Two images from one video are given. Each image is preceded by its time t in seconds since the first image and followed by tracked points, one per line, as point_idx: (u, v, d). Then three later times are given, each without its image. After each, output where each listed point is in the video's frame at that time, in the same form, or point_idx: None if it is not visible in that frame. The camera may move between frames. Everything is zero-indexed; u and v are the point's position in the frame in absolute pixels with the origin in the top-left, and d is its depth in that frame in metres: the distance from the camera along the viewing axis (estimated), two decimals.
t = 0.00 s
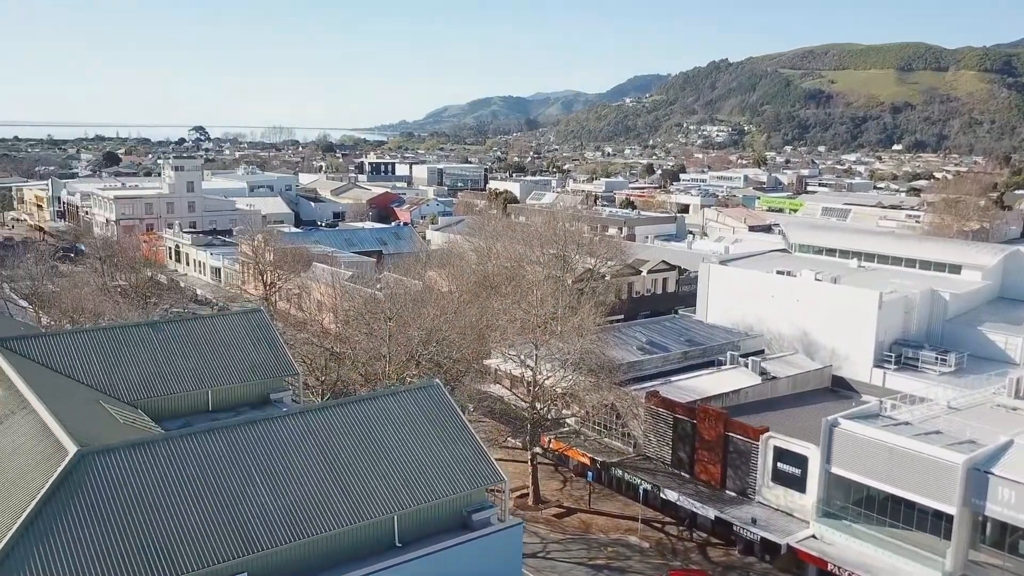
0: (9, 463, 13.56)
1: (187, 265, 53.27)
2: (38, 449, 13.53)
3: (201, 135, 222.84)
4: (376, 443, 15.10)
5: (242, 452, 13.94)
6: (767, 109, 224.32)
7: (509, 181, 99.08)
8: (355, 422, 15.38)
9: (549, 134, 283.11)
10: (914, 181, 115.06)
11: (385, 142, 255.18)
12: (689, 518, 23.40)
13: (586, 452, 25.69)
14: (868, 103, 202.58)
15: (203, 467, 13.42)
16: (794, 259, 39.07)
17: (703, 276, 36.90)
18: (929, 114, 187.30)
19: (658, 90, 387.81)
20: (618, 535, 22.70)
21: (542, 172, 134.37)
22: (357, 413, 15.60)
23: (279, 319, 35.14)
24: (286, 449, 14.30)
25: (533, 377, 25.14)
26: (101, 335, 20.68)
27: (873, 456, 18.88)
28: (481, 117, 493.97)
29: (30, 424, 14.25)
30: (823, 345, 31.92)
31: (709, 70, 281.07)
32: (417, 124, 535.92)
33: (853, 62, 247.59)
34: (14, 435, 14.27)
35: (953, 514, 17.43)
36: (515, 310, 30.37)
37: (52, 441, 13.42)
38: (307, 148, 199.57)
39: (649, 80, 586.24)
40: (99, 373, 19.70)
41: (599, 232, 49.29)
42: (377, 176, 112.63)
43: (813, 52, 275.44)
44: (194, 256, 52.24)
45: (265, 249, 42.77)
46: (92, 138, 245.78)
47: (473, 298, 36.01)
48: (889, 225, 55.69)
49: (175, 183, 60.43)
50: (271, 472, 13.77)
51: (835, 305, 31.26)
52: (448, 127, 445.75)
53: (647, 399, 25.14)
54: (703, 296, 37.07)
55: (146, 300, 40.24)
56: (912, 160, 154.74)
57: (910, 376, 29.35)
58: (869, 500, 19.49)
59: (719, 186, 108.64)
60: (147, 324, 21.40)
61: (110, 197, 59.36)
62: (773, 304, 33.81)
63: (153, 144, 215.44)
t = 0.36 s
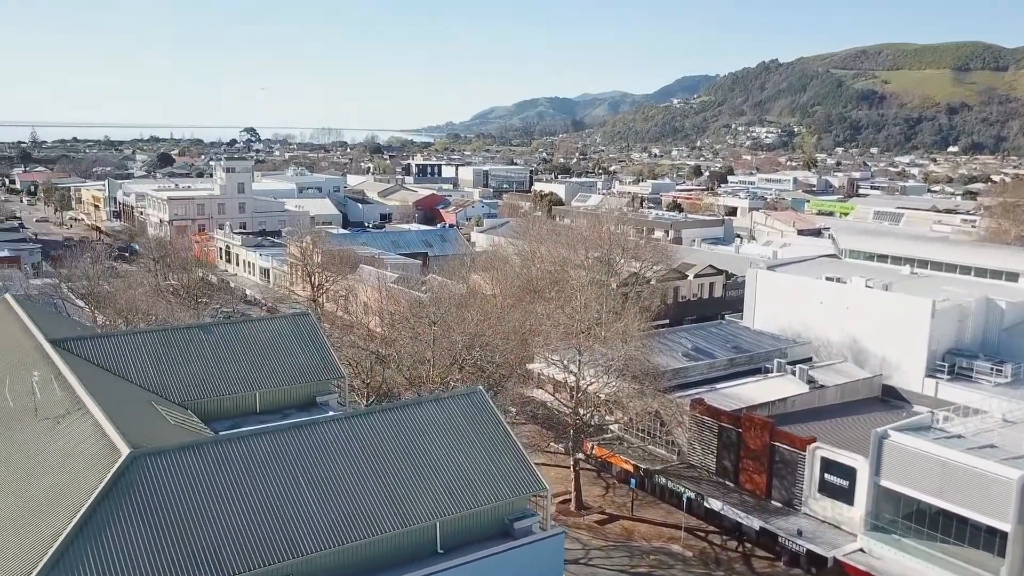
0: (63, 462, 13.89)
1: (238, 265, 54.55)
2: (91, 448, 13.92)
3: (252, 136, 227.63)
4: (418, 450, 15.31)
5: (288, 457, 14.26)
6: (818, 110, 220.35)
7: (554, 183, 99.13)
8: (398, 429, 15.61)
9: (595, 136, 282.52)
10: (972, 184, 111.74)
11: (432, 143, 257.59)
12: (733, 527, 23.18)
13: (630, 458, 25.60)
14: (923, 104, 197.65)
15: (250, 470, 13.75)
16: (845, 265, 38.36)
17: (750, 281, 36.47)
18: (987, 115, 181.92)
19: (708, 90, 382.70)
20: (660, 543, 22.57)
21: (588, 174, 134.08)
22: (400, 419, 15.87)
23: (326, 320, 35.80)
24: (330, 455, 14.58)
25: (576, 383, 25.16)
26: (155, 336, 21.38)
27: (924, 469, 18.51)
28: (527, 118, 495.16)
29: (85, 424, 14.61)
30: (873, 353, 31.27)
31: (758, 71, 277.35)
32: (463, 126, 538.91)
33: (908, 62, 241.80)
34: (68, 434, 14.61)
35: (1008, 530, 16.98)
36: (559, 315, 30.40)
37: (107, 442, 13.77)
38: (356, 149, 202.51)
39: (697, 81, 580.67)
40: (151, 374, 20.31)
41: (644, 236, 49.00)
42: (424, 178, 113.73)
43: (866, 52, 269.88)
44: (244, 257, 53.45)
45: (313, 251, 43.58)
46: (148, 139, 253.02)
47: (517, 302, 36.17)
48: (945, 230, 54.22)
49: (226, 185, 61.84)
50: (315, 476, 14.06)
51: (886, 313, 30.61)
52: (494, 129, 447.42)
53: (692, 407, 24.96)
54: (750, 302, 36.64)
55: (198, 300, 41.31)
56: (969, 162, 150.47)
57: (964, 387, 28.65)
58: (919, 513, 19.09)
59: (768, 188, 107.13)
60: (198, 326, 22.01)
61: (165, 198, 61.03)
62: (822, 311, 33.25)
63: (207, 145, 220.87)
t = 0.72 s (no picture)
0: (121, 463, 14.39)
1: (290, 266, 55.71)
2: (148, 450, 14.35)
3: (307, 138, 232.16)
4: (464, 457, 15.48)
5: (336, 462, 14.54)
6: (876, 111, 215.20)
7: (604, 184, 98.69)
8: (444, 437, 15.82)
9: (645, 137, 280.51)
10: None
11: (482, 144, 259.11)
12: (783, 539, 22.85)
13: (677, 467, 25.45)
14: (988, 105, 191.34)
15: (299, 476, 14.06)
16: (902, 272, 37.45)
17: (803, 288, 35.87)
18: None
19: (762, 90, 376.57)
20: (708, 553, 22.36)
21: (639, 175, 133.20)
22: (444, 427, 16.04)
23: (378, 322, 36.36)
24: (377, 462, 14.83)
25: (624, 389, 25.05)
26: (211, 339, 22.03)
27: (981, 485, 18.04)
28: (577, 120, 494.54)
29: (141, 427, 15.12)
30: (930, 362, 30.44)
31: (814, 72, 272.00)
32: (513, 128, 539.94)
33: (972, 62, 234.30)
34: (126, 437, 15.12)
35: None
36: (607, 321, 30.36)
37: (161, 445, 14.24)
38: (407, 151, 204.75)
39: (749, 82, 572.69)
40: (206, 376, 20.91)
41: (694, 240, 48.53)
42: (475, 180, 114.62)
43: (927, 52, 262.52)
44: (297, 258, 54.54)
45: (365, 254, 44.27)
46: (207, 140, 259.88)
47: (565, 307, 36.20)
48: (1010, 236, 52.44)
49: (280, 186, 63.25)
50: (361, 483, 14.31)
51: (944, 322, 29.80)
52: (544, 131, 447.25)
53: (742, 416, 24.70)
54: (802, 309, 36.04)
55: (252, 301, 42.25)
56: None
57: None
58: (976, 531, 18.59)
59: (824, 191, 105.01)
60: (252, 331, 22.59)
61: (221, 200, 62.55)
62: (877, 319, 32.51)
63: (262, 146, 225.69)
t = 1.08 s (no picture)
0: (169, 465, 14.81)
1: (340, 267, 56.61)
2: (196, 452, 14.75)
3: (359, 139, 235.55)
4: (504, 466, 15.56)
5: (377, 468, 14.77)
6: (937, 111, 209.20)
7: (654, 186, 97.96)
8: (484, 444, 15.93)
9: (696, 138, 277.46)
10: None
11: (532, 145, 259.39)
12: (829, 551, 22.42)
13: (722, 476, 25.17)
14: None
15: (340, 481, 14.31)
16: (959, 279, 36.41)
17: (854, 295, 35.13)
18: None
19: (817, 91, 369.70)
20: (752, 564, 22.06)
21: (689, 177, 131.82)
22: (484, 434, 16.13)
23: (426, 324, 36.75)
24: (418, 469, 15.00)
25: (668, 397, 24.87)
26: (260, 342, 22.55)
27: None
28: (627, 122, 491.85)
29: (190, 429, 15.56)
30: (988, 373, 29.53)
31: (872, 71, 265.66)
32: (563, 129, 538.72)
33: None
34: (174, 439, 15.55)
35: None
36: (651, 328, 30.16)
37: (208, 448, 14.62)
38: (457, 153, 206.14)
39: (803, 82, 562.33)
40: (254, 379, 21.41)
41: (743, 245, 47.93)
42: (523, 182, 114.99)
43: (991, 49, 254.05)
44: (346, 259, 55.39)
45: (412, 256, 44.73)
46: (262, 142, 265.39)
47: (610, 312, 36.10)
48: None
49: (331, 188, 64.35)
50: (401, 490, 14.48)
51: (1002, 332, 28.89)
52: (596, 130, 445.26)
53: (788, 426, 24.33)
54: (854, 316, 35.30)
55: (302, 302, 43.01)
56: None
57: None
58: None
59: (880, 193, 102.55)
60: (299, 335, 23.07)
61: (275, 201, 63.81)
62: (932, 328, 31.66)
63: (314, 148, 229.59)
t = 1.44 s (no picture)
0: (204, 468, 15.14)
1: (383, 268, 57.17)
2: (232, 456, 15.06)
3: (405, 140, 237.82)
4: (533, 474, 15.59)
5: (407, 474, 14.93)
6: (995, 112, 202.89)
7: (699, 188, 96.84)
8: (514, 452, 15.97)
9: (743, 139, 273.65)
10: None
11: (578, 146, 258.78)
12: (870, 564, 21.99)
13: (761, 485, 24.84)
14: None
15: (370, 485, 14.49)
16: (1011, 286, 35.36)
17: (900, 302, 34.39)
18: None
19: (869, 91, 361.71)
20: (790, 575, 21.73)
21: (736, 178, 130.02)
22: (513, 442, 16.18)
23: (467, 326, 36.92)
24: (447, 475, 15.11)
25: (705, 405, 24.61)
26: (298, 345, 22.94)
27: None
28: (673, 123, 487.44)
29: (227, 432, 15.88)
30: None
31: (927, 71, 258.77)
32: (607, 131, 536.37)
33: None
34: (213, 441, 15.89)
35: None
36: (690, 333, 29.87)
37: (242, 453, 14.90)
38: (502, 154, 206.56)
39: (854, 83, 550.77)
40: (293, 383, 21.77)
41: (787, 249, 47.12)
42: (567, 183, 114.75)
43: None
44: (389, 261, 55.92)
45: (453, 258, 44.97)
46: (310, 143, 269.69)
47: (649, 317, 35.88)
48: None
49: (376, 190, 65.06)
50: (430, 496, 14.63)
51: None
52: (642, 131, 442.16)
53: (829, 435, 23.92)
54: (900, 323, 34.56)
55: (345, 303, 43.54)
56: None
57: None
58: None
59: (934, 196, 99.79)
60: (337, 338, 23.40)
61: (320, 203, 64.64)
62: (982, 336, 30.83)
63: (361, 148, 232.34)
